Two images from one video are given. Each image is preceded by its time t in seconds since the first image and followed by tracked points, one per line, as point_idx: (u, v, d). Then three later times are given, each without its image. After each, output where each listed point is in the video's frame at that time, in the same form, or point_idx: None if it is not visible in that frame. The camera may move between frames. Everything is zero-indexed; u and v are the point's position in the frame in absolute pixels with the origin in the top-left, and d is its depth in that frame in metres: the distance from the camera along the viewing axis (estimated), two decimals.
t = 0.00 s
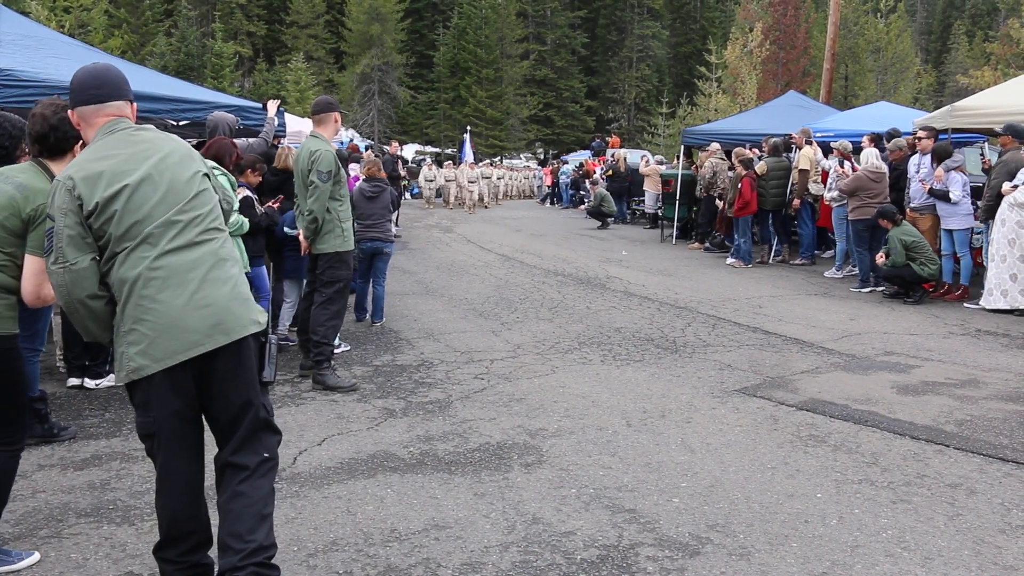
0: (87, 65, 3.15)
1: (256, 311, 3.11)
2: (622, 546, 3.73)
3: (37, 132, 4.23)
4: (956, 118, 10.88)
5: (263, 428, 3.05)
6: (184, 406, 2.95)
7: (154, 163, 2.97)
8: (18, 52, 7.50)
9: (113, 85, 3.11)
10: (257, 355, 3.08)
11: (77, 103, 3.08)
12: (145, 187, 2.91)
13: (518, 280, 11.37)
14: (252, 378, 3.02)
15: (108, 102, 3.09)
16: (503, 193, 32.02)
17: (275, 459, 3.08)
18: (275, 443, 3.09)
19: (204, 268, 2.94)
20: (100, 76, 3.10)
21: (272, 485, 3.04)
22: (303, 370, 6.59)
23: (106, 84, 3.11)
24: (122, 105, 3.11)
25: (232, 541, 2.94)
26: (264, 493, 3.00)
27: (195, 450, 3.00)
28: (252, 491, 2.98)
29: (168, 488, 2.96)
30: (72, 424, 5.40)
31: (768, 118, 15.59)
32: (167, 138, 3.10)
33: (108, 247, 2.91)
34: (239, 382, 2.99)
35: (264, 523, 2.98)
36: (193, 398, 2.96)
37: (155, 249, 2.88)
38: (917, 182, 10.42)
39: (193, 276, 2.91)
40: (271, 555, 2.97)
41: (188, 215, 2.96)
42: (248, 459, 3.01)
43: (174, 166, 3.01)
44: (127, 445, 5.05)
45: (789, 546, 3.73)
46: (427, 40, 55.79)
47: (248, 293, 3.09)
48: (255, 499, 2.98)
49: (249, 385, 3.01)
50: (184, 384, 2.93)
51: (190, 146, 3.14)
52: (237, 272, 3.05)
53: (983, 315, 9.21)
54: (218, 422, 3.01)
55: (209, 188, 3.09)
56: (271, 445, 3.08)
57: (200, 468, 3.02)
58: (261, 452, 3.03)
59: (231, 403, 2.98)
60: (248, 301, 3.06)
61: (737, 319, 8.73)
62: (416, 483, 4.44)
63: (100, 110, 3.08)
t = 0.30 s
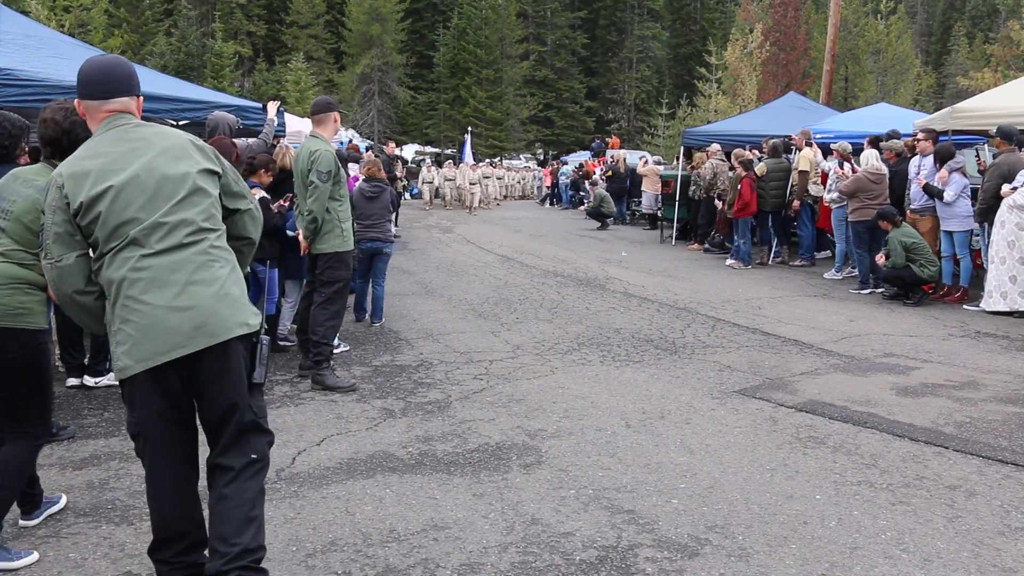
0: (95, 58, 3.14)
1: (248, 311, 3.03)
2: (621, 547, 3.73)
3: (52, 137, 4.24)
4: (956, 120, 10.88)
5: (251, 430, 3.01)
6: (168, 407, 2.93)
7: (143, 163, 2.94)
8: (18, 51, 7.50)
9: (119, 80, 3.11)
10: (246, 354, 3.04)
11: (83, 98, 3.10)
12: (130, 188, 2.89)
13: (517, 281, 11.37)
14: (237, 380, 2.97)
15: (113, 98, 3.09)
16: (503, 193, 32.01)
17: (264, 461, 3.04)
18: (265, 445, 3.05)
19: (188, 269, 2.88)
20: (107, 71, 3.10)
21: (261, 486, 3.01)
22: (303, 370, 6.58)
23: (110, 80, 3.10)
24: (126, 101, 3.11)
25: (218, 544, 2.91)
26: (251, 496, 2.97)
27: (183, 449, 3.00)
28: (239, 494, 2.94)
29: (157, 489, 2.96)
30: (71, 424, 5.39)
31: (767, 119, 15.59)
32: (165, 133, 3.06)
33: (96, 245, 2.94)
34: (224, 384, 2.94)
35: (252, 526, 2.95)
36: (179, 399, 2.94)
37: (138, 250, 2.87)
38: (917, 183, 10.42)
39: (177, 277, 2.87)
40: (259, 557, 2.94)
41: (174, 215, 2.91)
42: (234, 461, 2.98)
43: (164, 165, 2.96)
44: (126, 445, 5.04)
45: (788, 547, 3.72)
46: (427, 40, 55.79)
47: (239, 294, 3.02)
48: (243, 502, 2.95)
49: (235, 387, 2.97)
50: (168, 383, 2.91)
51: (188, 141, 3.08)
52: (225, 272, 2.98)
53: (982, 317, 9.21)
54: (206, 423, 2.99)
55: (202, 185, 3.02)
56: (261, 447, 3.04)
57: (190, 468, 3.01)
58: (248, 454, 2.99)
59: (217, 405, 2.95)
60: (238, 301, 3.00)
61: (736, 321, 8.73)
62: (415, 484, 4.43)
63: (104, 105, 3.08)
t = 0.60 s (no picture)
0: (118, 48, 3.07)
1: (224, 321, 2.90)
2: (620, 547, 3.73)
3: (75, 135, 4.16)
4: (956, 121, 10.88)
5: (223, 440, 2.89)
6: (149, 408, 2.92)
7: (129, 165, 2.88)
8: (17, 51, 7.49)
9: (135, 75, 3.02)
10: (224, 361, 2.90)
11: (101, 90, 3.05)
12: (110, 191, 2.87)
13: (517, 281, 11.37)
14: (208, 388, 2.85)
15: (128, 92, 3.02)
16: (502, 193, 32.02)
17: (238, 473, 2.91)
18: (242, 455, 2.92)
19: (156, 278, 2.82)
20: (123, 64, 3.02)
21: (234, 498, 2.90)
22: (302, 370, 6.57)
23: (125, 73, 3.02)
24: (141, 95, 3.03)
25: (185, 552, 2.86)
26: (219, 509, 2.86)
27: (168, 450, 2.98)
28: (204, 505, 2.85)
29: (143, 487, 2.98)
30: (70, 424, 5.39)
31: (767, 119, 15.60)
32: (161, 131, 2.95)
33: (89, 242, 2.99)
34: (196, 392, 2.85)
35: (219, 539, 2.86)
36: (160, 400, 2.92)
37: (115, 255, 2.88)
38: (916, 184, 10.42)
39: (146, 285, 2.83)
40: (224, 570, 2.86)
41: (150, 221, 2.84)
42: (205, 470, 2.89)
43: (147, 167, 2.88)
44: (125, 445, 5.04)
45: (785, 548, 3.72)
46: (427, 40, 55.81)
47: (215, 304, 2.89)
48: (208, 514, 2.85)
49: (207, 396, 2.86)
50: (146, 382, 2.90)
51: (182, 138, 2.95)
52: (199, 282, 2.87)
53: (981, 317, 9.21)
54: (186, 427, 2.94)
55: (186, 188, 2.90)
56: (236, 458, 2.91)
57: (177, 469, 2.98)
58: (217, 464, 2.88)
59: (189, 411, 2.87)
60: (213, 311, 2.88)
61: (735, 321, 8.74)
62: (414, 484, 4.43)
63: (118, 97, 3.02)
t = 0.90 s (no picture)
0: (146, 35, 3.00)
1: (184, 340, 2.83)
2: (620, 549, 3.73)
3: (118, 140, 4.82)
4: (955, 122, 10.88)
5: (185, 456, 2.84)
6: (133, 417, 2.97)
7: (117, 172, 2.89)
8: (18, 52, 7.50)
9: (157, 64, 2.96)
10: (187, 378, 2.85)
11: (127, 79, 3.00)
12: (100, 196, 2.92)
13: (517, 282, 11.37)
14: (168, 403, 2.84)
15: (151, 82, 2.96)
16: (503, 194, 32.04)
17: (200, 489, 2.85)
18: (203, 474, 2.85)
19: (124, 288, 2.85)
20: (146, 52, 2.95)
21: (197, 516, 2.84)
22: (303, 371, 6.56)
23: (146, 63, 2.96)
24: (166, 85, 2.97)
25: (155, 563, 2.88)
26: (179, 526, 2.83)
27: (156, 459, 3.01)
28: (166, 519, 2.83)
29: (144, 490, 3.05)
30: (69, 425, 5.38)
31: (767, 120, 15.60)
32: (151, 138, 2.88)
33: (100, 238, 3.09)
34: (159, 407, 2.84)
35: (179, 556, 2.82)
36: (141, 410, 2.95)
37: (103, 258, 2.94)
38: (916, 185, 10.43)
39: (119, 294, 2.87)
40: None
41: (125, 233, 2.85)
42: (170, 485, 2.87)
43: (129, 177, 2.86)
44: (124, 446, 5.04)
45: (786, 549, 3.72)
46: (427, 41, 55.83)
47: (176, 320, 2.83)
48: (170, 528, 2.83)
49: (168, 411, 2.83)
50: (125, 392, 2.94)
51: (168, 149, 2.86)
52: (161, 297, 2.83)
53: (981, 318, 9.20)
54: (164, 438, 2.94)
55: (159, 202, 2.83)
56: (196, 475, 2.84)
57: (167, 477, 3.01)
58: (179, 480, 2.84)
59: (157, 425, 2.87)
60: (173, 329, 2.83)
61: (735, 322, 8.74)
62: (414, 486, 4.43)
63: (142, 88, 2.96)
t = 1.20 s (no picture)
0: (158, 26, 2.88)
1: (163, 357, 2.74)
2: (620, 550, 3.73)
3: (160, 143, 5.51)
4: (956, 123, 10.88)
5: (171, 468, 2.73)
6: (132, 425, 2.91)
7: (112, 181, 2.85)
8: (19, 54, 7.50)
9: (166, 59, 2.82)
10: (173, 389, 2.75)
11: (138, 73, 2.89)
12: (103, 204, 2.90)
13: (517, 284, 11.37)
14: (157, 414, 2.75)
15: (160, 77, 2.84)
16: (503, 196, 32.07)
17: (186, 503, 2.73)
18: (188, 486, 2.72)
19: (116, 298, 2.82)
20: (155, 47, 2.82)
21: (183, 529, 2.72)
22: (302, 373, 6.56)
23: (156, 57, 2.83)
24: (175, 80, 2.84)
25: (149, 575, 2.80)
26: (166, 539, 2.72)
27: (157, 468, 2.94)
28: (153, 531, 2.73)
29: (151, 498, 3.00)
30: (69, 427, 5.38)
31: (768, 122, 15.60)
32: (138, 147, 2.78)
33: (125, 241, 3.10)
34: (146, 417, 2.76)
35: (166, 570, 2.72)
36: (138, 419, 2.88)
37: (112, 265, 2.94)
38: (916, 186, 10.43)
39: (115, 304, 2.85)
40: None
41: (116, 244, 2.81)
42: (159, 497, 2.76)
43: (116, 187, 2.80)
44: (125, 448, 5.04)
45: (785, 550, 3.72)
46: (427, 43, 55.90)
47: (156, 335, 2.75)
48: (157, 540, 2.72)
49: (154, 422, 2.74)
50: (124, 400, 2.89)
51: (147, 160, 2.75)
52: (144, 311, 2.76)
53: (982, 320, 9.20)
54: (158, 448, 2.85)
55: (140, 216, 2.75)
56: (182, 487, 2.72)
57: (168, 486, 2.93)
58: (165, 492, 2.74)
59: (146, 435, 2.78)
60: (152, 345, 2.75)
61: (735, 324, 8.75)
62: (414, 487, 4.43)
63: (151, 84, 2.85)
